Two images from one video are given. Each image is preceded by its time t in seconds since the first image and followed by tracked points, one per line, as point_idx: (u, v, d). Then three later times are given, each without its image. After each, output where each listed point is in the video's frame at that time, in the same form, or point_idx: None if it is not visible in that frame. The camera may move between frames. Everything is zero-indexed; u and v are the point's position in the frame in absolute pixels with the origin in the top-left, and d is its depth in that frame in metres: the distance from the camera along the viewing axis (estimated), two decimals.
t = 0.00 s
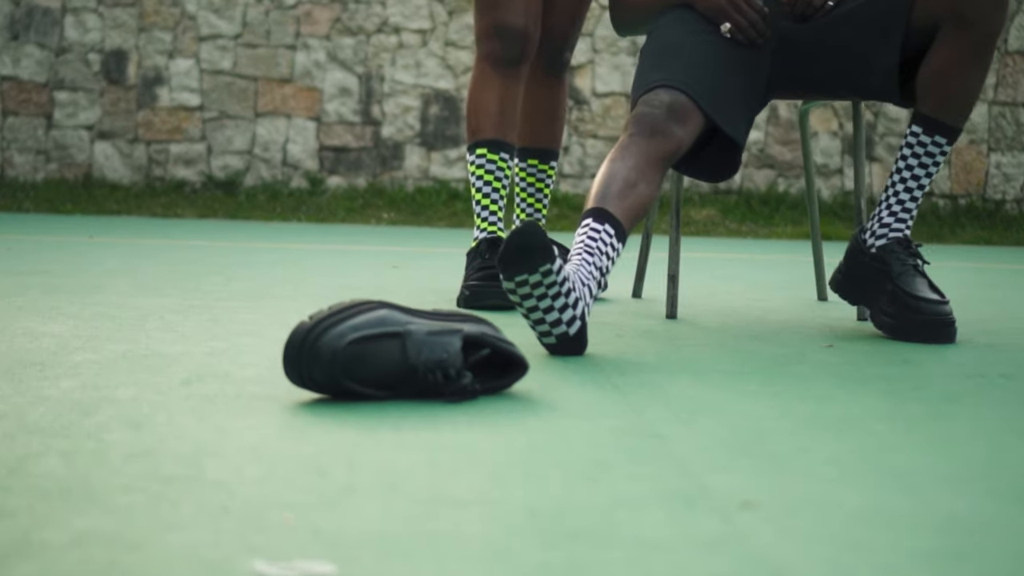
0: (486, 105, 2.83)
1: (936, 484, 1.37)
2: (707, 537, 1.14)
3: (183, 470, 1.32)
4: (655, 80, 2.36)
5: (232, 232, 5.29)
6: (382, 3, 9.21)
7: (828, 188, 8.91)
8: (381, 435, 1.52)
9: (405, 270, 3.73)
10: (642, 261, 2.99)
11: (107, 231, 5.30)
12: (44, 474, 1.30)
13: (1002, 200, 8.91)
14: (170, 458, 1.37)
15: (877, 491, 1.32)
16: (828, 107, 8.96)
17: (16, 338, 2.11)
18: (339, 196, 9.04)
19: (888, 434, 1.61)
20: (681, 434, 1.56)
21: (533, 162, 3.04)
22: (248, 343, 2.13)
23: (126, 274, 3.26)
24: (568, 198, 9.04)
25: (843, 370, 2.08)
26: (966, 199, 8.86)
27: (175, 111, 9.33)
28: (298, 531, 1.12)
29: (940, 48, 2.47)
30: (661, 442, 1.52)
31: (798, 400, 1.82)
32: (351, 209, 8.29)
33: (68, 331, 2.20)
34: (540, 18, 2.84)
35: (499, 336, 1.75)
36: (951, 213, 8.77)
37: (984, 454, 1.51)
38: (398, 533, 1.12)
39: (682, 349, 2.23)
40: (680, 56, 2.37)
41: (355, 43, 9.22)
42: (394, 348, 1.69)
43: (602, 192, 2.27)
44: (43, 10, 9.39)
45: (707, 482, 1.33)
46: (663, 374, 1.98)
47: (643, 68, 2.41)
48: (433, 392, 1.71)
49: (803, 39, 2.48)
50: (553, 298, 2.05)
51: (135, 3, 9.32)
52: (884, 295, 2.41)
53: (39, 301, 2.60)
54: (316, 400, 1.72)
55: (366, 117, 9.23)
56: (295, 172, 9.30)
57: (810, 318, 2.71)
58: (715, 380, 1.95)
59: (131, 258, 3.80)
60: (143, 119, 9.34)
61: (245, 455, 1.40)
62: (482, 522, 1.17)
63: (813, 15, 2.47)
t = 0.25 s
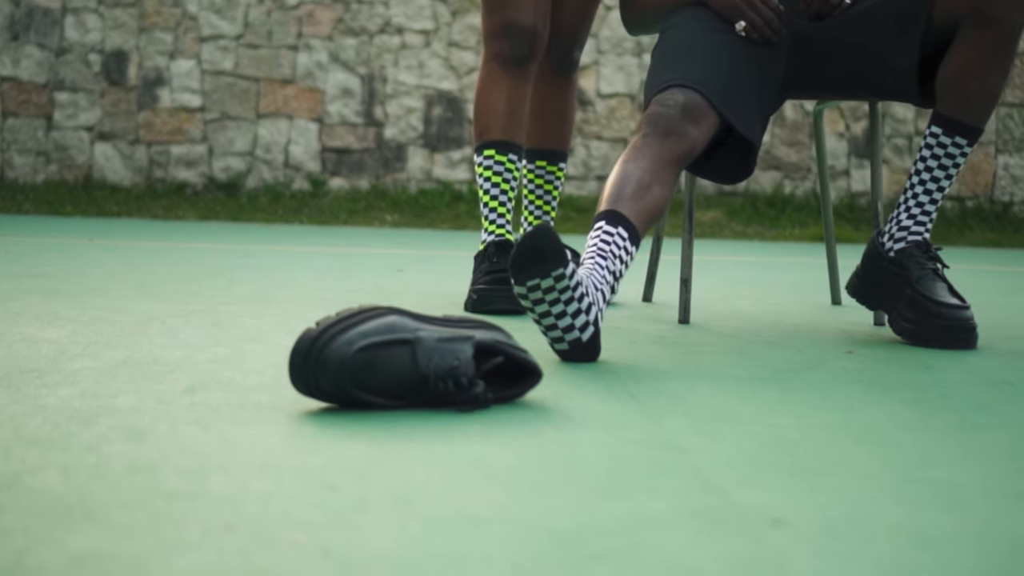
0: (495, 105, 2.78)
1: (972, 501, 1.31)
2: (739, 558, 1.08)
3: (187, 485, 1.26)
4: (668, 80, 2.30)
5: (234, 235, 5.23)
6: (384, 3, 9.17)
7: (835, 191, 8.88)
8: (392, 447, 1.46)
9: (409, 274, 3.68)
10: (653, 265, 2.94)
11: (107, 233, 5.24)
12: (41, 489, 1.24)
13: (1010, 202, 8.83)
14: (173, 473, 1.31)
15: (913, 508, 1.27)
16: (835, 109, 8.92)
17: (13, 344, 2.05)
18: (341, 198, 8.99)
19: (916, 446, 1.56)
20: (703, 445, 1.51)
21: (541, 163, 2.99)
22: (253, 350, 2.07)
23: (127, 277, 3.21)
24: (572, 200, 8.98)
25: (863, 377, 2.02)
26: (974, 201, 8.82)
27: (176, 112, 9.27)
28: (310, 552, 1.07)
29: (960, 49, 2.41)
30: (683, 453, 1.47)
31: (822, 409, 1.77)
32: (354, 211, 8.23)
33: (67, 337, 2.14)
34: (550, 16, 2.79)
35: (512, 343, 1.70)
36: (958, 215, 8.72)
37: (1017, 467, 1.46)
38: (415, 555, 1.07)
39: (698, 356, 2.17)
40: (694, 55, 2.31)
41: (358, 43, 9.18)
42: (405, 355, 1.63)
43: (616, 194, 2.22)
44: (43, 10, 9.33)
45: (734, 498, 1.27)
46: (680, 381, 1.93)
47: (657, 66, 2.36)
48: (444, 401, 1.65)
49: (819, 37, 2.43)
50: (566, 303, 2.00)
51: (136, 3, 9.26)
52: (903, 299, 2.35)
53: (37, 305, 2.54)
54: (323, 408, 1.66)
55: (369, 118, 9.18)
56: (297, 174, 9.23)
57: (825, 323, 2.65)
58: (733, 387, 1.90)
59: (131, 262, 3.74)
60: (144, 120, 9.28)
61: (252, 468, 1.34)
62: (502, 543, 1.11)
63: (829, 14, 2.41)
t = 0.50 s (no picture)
0: (503, 105, 2.72)
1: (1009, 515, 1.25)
2: None
3: (190, 500, 1.21)
4: (682, 79, 2.25)
5: (236, 239, 5.17)
6: (387, 4, 9.15)
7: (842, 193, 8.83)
8: (403, 457, 1.40)
9: (414, 277, 3.62)
10: (663, 267, 2.89)
11: (106, 236, 5.18)
12: (38, 503, 1.19)
13: (1018, 205, 8.80)
14: (175, 487, 1.25)
15: (948, 524, 1.21)
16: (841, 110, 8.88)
17: (9, 350, 2.00)
18: (344, 200, 8.93)
19: (944, 457, 1.50)
20: (725, 457, 1.45)
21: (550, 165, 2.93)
22: (257, 356, 2.02)
23: (128, 281, 3.15)
24: (576, 202, 8.93)
25: (884, 383, 1.97)
26: (982, 204, 8.78)
27: (177, 114, 9.21)
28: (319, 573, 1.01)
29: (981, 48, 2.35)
30: (705, 465, 1.41)
31: (844, 418, 1.71)
32: (356, 213, 8.18)
33: (65, 343, 2.09)
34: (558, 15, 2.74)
35: (527, 351, 1.64)
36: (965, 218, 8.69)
37: None
38: None
39: (713, 361, 2.12)
40: (708, 53, 2.26)
41: (360, 44, 9.15)
42: (416, 361, 1.57)
43: (629, 196, 2.17)
44: (43, 11, 9.28)
45: (764, 513, 1.22)
46: (695, 387, 1.87)
47: (670, 66, 2.30)
48: (456, 410, 1.60)
49: (835, 36, 2.38)
50: (580, 307, 1.94)
51: (136, 3, 9.22)
52: (922, 302, 2.29)
53: (36, 310, 2.48)
54: (332, 418, 1.61)
55: (371, 120, 9.14)
56: (299, 176, 9.17)
57: (839, 328, 2.60)
58: (751, 394, 1.84)
59: (130, 265, 3.68)
60: (145, 122, 9.22)
61: (258, 480, 1.29)
62: (521, 562, 1.05)
63: (846, 12, 2.36)
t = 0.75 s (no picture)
0: (513, 102, 2.67)
1: None
2: None
3: (195, 511, 1.15)
4: (697, 76, 2.19)
5: (237, 240, 5.11)
6: (390, 3, 9.11)
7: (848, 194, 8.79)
8: (416, 466, 1.35)
9: (419, 279, 3.57)
10: (674, 269, 2.83)
11: (105, 237, 5.12)
12: (36, 515, 1.13)
13: None
14: (180, 497, 1.20)
15: (987, 537, 1.16)
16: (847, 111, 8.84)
17: (8, 353, 1.95)
18: (346, 200, 8.88)
19: (976, 465, 1.45)
20: (749, 465, 1.40)
21: (559, 165, 2.88)
22: (262, 360, 1.97)
23: (128, 282, 3.10)
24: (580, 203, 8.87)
25: (908, 388, 1.91)
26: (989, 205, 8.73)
27: (178, 114, 9.16)
28: None
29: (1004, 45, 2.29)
30: (729, 474, 1.35)
31: (869, 424, 1.66)
32: (359, 214, 8.12)
33: (66, 346, 2.03)
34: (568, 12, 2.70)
35: (543, 354, 1.59)
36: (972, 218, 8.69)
37: None
38: None
39: (730, 365, 2.07)
40: (723, 48, 2.20)
41: (362, 44, 9.11)
42: (428, 366, 1.52)
43: (643, 196, 2.12)
44: (43, 10, 9.23)
45: (795, 526, 1.16)
46: (714, 392, 1.82)
47: (683, 62, 2.25)
48: (470, 416, 1.55)
49: (853, 31, 2.32)
50: (595, 310, 1.89)
51: (138, 3, 9.17)
52: (942, 304, 2.24)
53: (35, 312, 2.43)
54: (342, 424, 1.56)
55: (373, 120, 9.09)
56: (301, 176, 9.12)
57: (855, 331, 2.55)
58: (771, 399, 1.79)
59: (130, 266, 3.63)
60: (145, 121, 9.17)
61: (265, 490, 1.23)
62: None
63: (863, 7, 2.31)
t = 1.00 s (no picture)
0: (523, 101, 2.62)
1: None
2: None
3: (203, 527, 1.10)
4: (713, 74, 2.14)
5: (239, 241, 5.07)
6: (393, 3, 9.07)
7: (854, 195, 8.74)
8: (431, 478, 1.30)
9: (425, 280, 3.52)
10: (687, 271, 2.78)
11: (106, 238, 5.07)
12: (38, 531, 1.08)
13: None
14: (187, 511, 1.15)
15: None
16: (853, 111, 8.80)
17: (8, 358, 1.90)
18: (349, 201, 8.84)
19: (1011, 476, 1.39)
20: (775, 475, 1.34)
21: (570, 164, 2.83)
22: (270, 365, 1.92)
23: (131, 285, 3.04)
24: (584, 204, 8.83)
25: (934, 395, 1.85)
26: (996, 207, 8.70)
27: (179, 114, 9.11)
28: None
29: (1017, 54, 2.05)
30: (758, 485, 1.30)
31: (896, 433, 1.60)
32: (362, 215, 8.08)
33: (67, 351, 1.98)
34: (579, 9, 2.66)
35: (561, 362, 1.53)
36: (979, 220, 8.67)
37: None
38: None
39: (749, 370, 2.01)
40: (739, 46, 2.15)
41: (365, 44, 9.07)
42: (442, 373, 1.47)
43: (659, 196, 2.07)
44: (44, 10, 9.18)
45: (830, 541, 1.11)
46: (734, 399, 1.77)
47: (697, 60, 2.19)
48: (485, 425, 1.49)
49: (871, 29, 2.27)
50: (611, 314, 1.84)
51: (139, 2, 9.12)
52: (964, 305, 2.20)
53: (36, 315, 2.37)
54: (354, 433, 1.51)
55: (376, 120, 9.05)
56: (304, 177, 9.08)
57: (873, 335, 2.49)
58: (795, 406, 1.74)
59: (131, 268, 3.57)
60: (147, 122, 9.12)
61: (275, 504, 1.18)
62: None
63: (882, 4, 2.26)
